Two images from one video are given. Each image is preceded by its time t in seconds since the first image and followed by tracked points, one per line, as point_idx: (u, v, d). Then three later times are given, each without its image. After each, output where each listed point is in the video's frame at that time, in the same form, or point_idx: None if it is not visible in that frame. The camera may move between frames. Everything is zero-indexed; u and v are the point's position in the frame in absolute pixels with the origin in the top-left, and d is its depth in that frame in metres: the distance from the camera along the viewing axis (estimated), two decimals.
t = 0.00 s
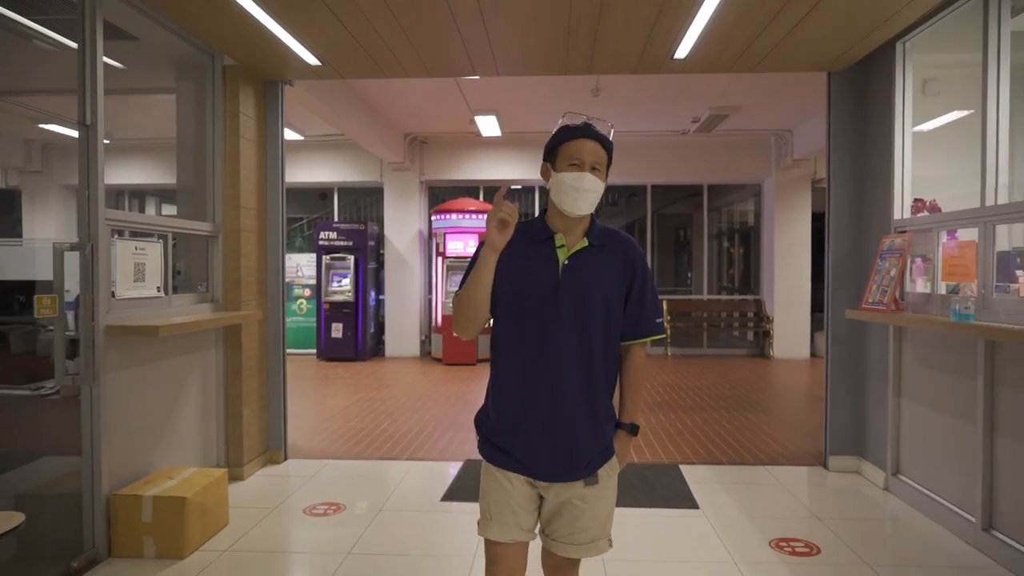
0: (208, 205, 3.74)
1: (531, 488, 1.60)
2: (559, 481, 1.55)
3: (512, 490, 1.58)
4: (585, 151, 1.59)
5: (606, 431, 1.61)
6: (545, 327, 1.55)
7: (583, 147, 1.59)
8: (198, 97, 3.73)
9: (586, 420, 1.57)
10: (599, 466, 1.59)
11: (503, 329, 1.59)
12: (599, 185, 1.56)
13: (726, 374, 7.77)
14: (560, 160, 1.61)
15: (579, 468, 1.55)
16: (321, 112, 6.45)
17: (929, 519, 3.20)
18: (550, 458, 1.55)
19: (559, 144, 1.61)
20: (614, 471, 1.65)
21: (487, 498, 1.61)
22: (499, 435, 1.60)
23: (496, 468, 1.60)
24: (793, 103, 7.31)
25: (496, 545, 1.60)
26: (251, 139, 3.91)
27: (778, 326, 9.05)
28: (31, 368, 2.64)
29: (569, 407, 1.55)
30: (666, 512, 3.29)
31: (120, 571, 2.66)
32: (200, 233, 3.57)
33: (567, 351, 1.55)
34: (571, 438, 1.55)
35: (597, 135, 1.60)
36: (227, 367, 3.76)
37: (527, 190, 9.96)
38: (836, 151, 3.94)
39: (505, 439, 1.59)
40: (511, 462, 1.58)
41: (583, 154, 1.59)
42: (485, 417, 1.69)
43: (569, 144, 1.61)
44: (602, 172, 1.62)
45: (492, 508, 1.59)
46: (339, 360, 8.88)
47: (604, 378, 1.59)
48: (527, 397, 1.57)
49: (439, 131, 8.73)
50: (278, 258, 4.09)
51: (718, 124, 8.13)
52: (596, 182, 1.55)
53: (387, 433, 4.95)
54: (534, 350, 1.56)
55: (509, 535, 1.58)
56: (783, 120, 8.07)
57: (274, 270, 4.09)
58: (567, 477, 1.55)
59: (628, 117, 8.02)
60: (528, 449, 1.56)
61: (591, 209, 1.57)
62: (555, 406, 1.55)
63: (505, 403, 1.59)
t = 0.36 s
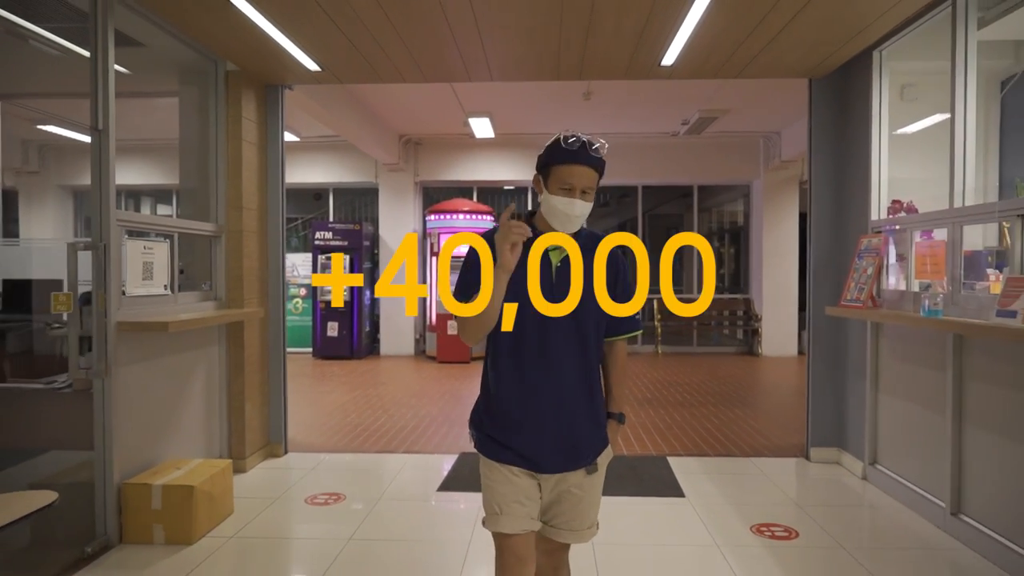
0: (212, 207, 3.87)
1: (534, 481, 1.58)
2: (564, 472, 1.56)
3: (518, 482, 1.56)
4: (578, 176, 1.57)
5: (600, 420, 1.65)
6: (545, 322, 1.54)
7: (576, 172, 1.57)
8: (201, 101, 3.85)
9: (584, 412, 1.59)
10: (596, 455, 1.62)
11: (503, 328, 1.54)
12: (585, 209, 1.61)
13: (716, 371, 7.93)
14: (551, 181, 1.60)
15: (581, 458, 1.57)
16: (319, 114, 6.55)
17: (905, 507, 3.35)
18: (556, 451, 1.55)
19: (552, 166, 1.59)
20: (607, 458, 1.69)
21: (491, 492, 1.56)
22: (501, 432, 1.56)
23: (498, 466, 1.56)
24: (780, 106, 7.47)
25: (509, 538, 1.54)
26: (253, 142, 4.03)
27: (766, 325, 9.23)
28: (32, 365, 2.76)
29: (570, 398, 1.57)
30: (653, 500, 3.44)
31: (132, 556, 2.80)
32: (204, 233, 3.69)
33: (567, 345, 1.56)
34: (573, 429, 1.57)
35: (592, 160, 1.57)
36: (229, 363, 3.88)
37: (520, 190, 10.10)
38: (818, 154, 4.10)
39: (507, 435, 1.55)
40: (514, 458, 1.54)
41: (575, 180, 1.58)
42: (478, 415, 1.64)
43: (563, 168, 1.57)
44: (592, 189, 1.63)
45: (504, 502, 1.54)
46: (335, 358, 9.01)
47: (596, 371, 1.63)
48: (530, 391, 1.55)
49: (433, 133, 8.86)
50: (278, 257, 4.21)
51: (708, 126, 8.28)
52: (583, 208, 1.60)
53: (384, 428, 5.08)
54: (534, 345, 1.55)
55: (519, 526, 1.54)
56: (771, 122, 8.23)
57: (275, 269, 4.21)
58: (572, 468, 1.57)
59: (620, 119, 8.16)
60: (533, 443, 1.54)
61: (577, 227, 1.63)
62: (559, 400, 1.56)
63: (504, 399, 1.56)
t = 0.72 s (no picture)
0: (217, 209, 4.02)
1: (514, 483, 1.61)
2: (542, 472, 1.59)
3: (498, 485, 1.59)
4: (542, 152, 1.67)
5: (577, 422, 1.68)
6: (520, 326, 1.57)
7: (539, 149, 1.67)
8: (207, 108, 3.99)
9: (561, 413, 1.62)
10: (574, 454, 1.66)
11: (503, 328, 1.56)
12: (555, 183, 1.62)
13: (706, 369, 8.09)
14: (518, 163, 1.68)
15: (559, 458, 1.60)
16: (317, 117, 6.69)
17: (880, 496, 3.51)
18: (533, 452, 1.58)
19: (516, 149, 1.69)
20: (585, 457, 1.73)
21: (472, 495, 1.60)
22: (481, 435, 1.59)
23: (477, 468, 1.59)
24: (768, 110, 7.64)
25: (495, 538, 1.61)
26: (256, 147, 4.18)
27: (755, 323, 9.41)
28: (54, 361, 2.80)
29: (547, 399, 1.60)
30: (641, 489, 3.61)
31: (146, 542, 2.94)
32: (209, 235, 3.84)
33: (542, 348, 1.59)
34: (551, 430, 1.60)
35: (552, 139, 1.69)
36: (234, 359, 4.03)
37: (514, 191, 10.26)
38: (800, 158, 4.27)
39: (485, 437, 1.59)
40: (493, 460, 1.58)
41: (539, 155, 1.66)
42: (457, 419, 1.67)
43: (527, 147, 1.68)
44: (557, 172, 1.70)
45: (485, 504, 1.58)
46: (332, 357, 9.16)
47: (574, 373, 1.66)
48: (507, 394, 1.58)
49: (428, 135, 9.00)
50: (280, 257, 4.36)
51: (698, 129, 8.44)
52: (553, 180, 1.60)
53: (381, 424, 5.22)
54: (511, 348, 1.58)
55: (500, 526, 1.59)
56: (759, 125, 8.39)
57: (278, 268, 4.36)
58: (549, 468, 1.60)
59: (612, 122, 8.32)
60: (511, 445, 1.57)
61: (549, 207, 1.61)
62: (537, 402, 1.59)
63: (482, 402, 1.59)
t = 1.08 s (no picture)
0: (230, 212, 4.16)
1: (498, 487, 1.61)
2: (523, 476, 1.57)
3: (482, 488, 1.60)
4: (520, 156, 1.65)
5: (562, 426, 1.63)
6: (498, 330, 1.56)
7: (518, 153, 1.65)
8: (220, 115, 4.13)
9: (543, 415, 1.59)
10: (559, 457, 1.62)
11: (502, 328, 1.54)
12: (534, 186, 1.60)
13: (705, 368, 8.23)
14: (496, 168, 1.67)
15: (541, 461, 1.57)
16: (322, 121, 6.82)
17: (870, 490, 3.64)
18: (512, 455, 1.56)
19: (494, 154, 1.68)
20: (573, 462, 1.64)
21: (457, 495, 1.63)
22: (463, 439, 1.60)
23: (461, 471, 1.61)
24: (765, 114, 7.77)
25: (485, 536, 1.65)
26: (267, 152, 4.31)
27: (753, 323, 9.54)
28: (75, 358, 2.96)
29: (527, 402, 1.58)
30: (639, 483, 3.75)
31: (165, 531, 3.08)
32: (223, 237, 3.99)
33: (522, 351, 1.57)
34: (531, 434, 1.58)
35: (530, 142, 1.67)
36: (245, 357, 4.16)
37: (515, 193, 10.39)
38: (793, 162, 4.41)
39: (467, 441, 1.60)
40: (475, 464, 1.58)
41: (518, 159, 1.65)
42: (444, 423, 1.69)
43: (504, 152, 1.67)
44: (535, 175, 1.67)
45: (468, 506, 1.61)
46: (336, 356, 9.30)
47: (558, 375, 1.63)
48: (487, 398, 1.57)
49: (431, 138, 9.14)
50: (289, 258, 4.50)
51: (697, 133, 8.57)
52: (531, 184, 1.58)
53: (386, 421, 5.35)
54: (491, 352, 1.57)
55: (483, 526, 1.61)
56: (757, 129, 8.52)
57: (287, 269, 4.50)
58: (531, 471, 1.57)
59: (612, 126, 8.46)
60: (491, 448, 1.57)
61: (529, 210, 1.59)
62: (517, 404, 1.57)
63: (464, 407, 1.60)
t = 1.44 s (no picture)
0: (240, 213, 4.29)
1: (499, 479, 1.70)
2: (520, 469, 1.64)
3: (484, 480, 1.70)
4: (500, 180, 1.64)
5: (561, 424, 1.70)
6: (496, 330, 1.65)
7: (497, 178, 1.64)
8: (232, 119, 4.26)
9: (540, 410, 1.67)
10: (558, 450, 1.68)
11: (503, 327, 1.64)
12: (520, 209, 1.65)
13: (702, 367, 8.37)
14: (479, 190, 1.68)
15: (537, 454, 1.64)
16: (327, 123, 6.95)
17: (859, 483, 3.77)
18: (509, 450, 1.64)
19: (476, 177, 1.67)
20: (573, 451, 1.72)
21: (462, 489, 1.74)
22: (465, 434, 1.70)
23: (464, 464, 1.71)
24: (761, 117, 7.92)
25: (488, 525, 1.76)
26: (276, 155, 4.45)
27: (749, 323, 9.68)
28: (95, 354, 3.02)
29: (524, 398, 1.66)
30: (635, 475, 3.90)
31: (182, 519, 3.22)
32: (234, 236, 4.12)
33: (519, 349, 1.65)
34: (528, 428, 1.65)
35: (508, 162, 1.64)
36: (256, 352, 4.30)
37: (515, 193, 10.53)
38: (786, 166, 4.55)
39: (468, 436, 1.69)
40: (475, 457, 1.68)
41: (499, 185, 1.64)
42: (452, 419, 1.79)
43: (485, 177, 1.65)
44: (523, 186, 1.67)
45: (471, 498, 1.72)
46: (338, 354, 9.44)
47: (557, 373, 1.70)
48: (486, 394, 1.67)
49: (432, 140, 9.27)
50: (297, 257, 4.63)
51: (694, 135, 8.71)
52: (516, 211, 1.64)
53: (390, 417, 5.48)
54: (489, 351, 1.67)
55: (485, 517, 1.72)
56: (753, 132, 8.66)
57: (295, 268, 4.63)
58: (527, 463, 1.64)
59: (611, 129, 8.60)
60: (490, 442, 1.66)
61: (521, 228, 1.67)
62: (514, 400, 1.65)
63: (465, 403, 1.70)
